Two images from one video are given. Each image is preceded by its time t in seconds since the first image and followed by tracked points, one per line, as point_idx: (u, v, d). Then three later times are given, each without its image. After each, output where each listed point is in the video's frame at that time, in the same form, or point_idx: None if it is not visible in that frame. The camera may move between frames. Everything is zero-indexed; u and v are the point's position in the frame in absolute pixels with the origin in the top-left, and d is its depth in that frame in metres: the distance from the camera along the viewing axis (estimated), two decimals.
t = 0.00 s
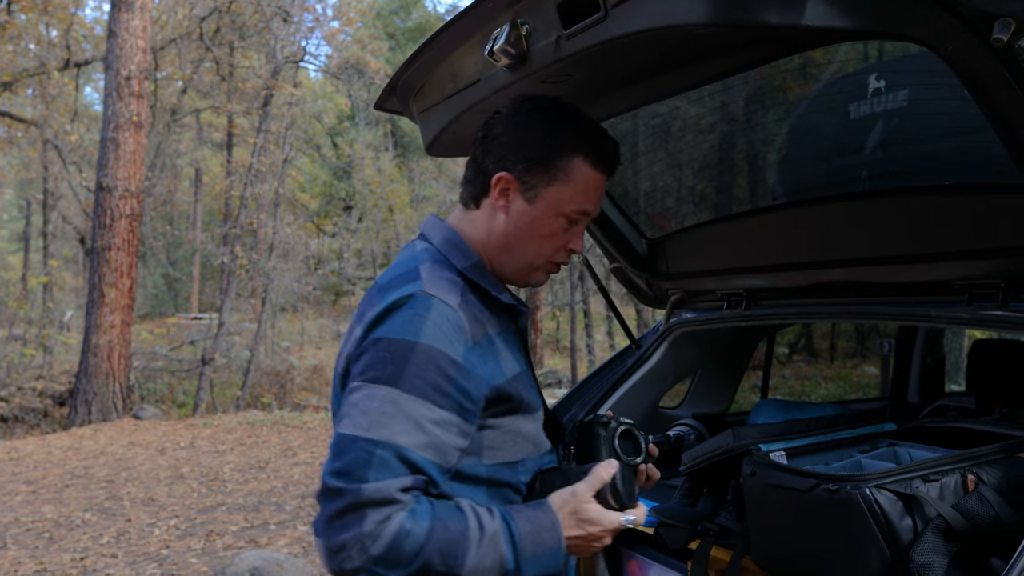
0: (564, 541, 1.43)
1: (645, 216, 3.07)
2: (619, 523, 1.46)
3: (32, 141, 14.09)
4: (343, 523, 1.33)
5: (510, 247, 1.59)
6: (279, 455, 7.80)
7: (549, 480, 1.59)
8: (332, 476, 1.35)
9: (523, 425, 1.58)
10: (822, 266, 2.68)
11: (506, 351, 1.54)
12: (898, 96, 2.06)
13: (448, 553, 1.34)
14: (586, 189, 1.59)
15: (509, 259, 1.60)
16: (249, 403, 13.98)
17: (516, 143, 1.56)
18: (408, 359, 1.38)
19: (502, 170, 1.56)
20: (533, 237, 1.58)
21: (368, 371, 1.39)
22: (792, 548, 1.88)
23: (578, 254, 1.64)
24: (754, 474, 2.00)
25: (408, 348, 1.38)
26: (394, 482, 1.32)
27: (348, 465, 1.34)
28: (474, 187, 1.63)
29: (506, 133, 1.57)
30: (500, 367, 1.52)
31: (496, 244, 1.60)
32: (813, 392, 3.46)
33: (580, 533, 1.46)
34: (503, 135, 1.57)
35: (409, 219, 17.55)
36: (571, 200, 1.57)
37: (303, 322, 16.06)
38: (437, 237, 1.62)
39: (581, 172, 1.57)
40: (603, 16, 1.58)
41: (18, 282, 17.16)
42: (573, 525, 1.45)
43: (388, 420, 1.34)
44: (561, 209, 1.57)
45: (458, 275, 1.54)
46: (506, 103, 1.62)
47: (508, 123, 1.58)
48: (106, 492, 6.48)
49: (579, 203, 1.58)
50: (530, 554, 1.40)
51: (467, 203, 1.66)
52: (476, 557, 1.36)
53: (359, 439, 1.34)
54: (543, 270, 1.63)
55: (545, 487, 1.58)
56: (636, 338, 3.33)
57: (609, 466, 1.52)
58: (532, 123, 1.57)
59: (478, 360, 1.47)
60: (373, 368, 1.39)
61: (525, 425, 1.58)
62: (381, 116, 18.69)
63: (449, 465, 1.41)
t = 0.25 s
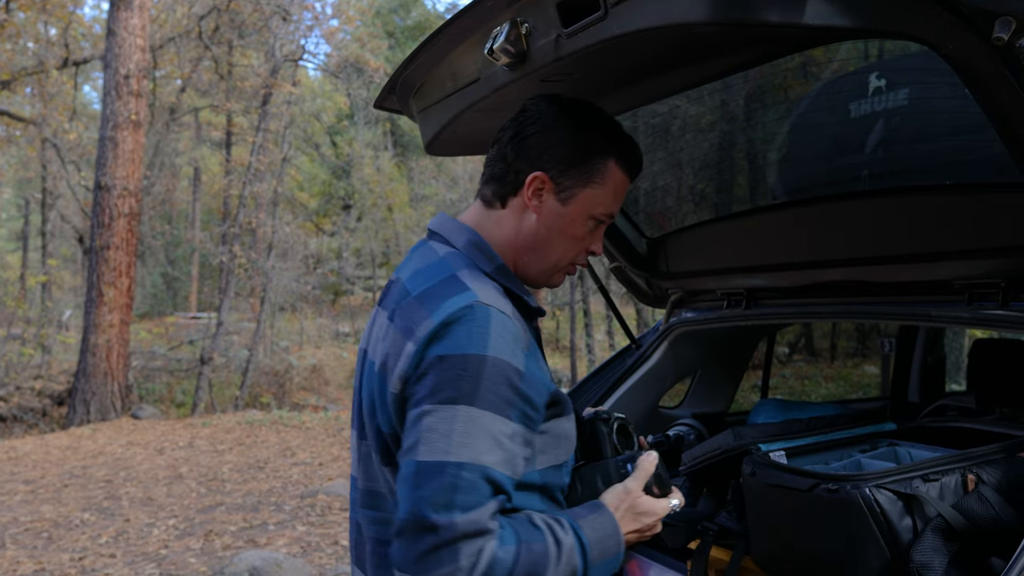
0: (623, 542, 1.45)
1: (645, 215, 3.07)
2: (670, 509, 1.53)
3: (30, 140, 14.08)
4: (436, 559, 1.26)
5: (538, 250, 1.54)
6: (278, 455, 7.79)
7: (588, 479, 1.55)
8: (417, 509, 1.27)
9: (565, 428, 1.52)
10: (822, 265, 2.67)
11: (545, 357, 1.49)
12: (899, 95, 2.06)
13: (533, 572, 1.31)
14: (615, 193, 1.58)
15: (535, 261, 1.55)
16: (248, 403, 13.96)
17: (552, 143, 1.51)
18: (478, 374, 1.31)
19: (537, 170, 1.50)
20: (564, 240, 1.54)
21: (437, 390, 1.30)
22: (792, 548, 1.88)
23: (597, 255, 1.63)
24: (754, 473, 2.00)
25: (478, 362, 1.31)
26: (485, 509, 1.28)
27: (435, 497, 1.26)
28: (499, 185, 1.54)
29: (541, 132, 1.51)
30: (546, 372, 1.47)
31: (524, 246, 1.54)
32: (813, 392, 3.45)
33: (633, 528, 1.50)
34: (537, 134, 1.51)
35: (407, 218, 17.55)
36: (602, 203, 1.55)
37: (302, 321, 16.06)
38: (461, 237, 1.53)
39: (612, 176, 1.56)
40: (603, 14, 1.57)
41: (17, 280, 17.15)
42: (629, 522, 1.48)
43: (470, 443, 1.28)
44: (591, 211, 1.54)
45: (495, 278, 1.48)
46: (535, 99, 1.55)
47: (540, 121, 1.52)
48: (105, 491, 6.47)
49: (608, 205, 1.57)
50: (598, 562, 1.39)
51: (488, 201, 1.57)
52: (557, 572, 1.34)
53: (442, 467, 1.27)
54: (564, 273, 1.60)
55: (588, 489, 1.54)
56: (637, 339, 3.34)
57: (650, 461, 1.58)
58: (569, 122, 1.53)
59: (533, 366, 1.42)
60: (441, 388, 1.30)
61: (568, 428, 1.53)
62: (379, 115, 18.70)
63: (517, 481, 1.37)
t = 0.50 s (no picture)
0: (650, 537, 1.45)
1: (644, 214, 3.07)
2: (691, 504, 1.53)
3: (31, 140, 14.10)
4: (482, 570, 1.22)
5: (552, 247, 1.50)
6: (277, 455, 7.79)
7: (608, 478, 1.52)
8: (461, 519, 1.23)
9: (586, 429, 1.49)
10: (820, 265, 2.67)
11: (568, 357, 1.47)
12: (898, 94, 2.06)
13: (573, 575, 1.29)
14: (625, 185, 1.55)
15: (548, 259, 1.51)
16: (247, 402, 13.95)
17: (566, 137, 1.46)
18: (515, 378, 1.28)
19: (552, 167, 1.45)
20: (578, 235, 1.51)
21: (475, 396, 1.27)
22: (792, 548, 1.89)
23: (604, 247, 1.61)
24: (753, 473, 2.00)
25: (514, 365, 1.29)
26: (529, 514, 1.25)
27: (481, 506, 1.23)
28: (509, 183, 1.49)
29: (555, 127, 1.46)
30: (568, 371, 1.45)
31: (538, 245, 1.49)
32: (813, 391, 3.41)
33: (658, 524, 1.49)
34: (549, 129, 1.45)
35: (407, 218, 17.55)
36: (615, 196, 1.52)
37: (302, 321, 16.07)
38: (475, 238, 1.48)
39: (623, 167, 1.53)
40: (600, 13, 1.57)
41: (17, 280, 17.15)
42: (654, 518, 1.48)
43: (512, 450, 1.26)
44: (604, 205, 1.52)
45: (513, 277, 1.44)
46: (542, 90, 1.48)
47: (552, 115, 1.46)
48: (104, 491, 6.47)
49: (620, 198, 1.54)
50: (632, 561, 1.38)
51: (495, 199, 1.51)
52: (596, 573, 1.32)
53: (486, 475, 1.24)
54: (574, 268, 1.57)
55: (610, 490, 1.51)
56: (634, 337, 3.34)
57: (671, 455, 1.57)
58: (582, 114, 1.48)
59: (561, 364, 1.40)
60: (478, 394, 1.27)
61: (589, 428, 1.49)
62: (379, 115, 18.70)
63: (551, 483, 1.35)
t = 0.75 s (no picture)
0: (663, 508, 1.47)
1: (641, 214, 3.07)
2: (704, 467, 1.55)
3: (30, 140, 14.10)
4: None
5: (554, 250, 1.50)
6: (276, 454, 7.79)
7: (616, 464, 1.55)
8: (476, 538, 1.23)
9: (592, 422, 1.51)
10: (817, 265, 2.67)
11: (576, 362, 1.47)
12: (894, 94, 2.06)
13: (590, 572, 1.31)
14: (629, 186, 1.53)
15: (549, 262, 1.51)
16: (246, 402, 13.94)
17: (569, 140, 1.44)
18: (527, 394, 1.28)
19: (555, 171, 1.43)
20: (579, 239, 1.50)
21: (486, 413, 1.26)
22: (786, 547, 1.90)
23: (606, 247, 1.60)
24: (747, 472, 2.01)
25: (524, 380, 1.28)
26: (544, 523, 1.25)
27: (496, 524, 1.23)
28: (510, 185, 1.47)
29: (558, 129, 1.43)
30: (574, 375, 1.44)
31: (540, 248, 1.49)
32: (810, 391, 3.50)
33: (672, 492, 1.51)
34: (552, 131, 1.43)
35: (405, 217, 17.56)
36: (617, 200, 1.51)
37: (300, 321, 16.06)
38: (478, 243, 1.48)
39: (627, 171, 1.52)
40: (595, 13, 1.57)
41: (16, 279, 17.14)
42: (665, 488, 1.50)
43: (526, 465, 1.26)
44: (606, 208, 1.50)
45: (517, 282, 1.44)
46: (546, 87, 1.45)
47: (555, 116, 1.43)
48: (103, 490, 6.47)
49: (622, 201, 1.53)
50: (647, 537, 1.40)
51: (497, 201, 1.50)
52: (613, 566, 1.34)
53: (500, 494, 1.24)
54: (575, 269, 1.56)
55: (620, 475, 1.53)
56: (631, 337, 3.34)
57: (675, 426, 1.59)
58: (586, 117, 1.45)
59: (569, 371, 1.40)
60: (489, 410, 1.26)
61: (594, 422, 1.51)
62: (377, 115, 18.72)
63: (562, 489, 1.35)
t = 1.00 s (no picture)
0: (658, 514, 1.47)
1: (635, 214, 3.08)
2: (702, 475, 1.54)
3: (25, 139, 14.07)
4: None
5: (546, 251, 1.50)
6: (270, 454, 7.78)
7: (614, 466, 1.55)
8: (478, 557, 1.23)
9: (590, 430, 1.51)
10: (810, 265, 2.68)
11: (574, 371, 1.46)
12: (887, 94, 2.06)
13: None
14: (626, 188, 1.53)
15: (541, 262, 1.51)
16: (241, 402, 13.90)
17: (560, 140, 1.43)
18: (525, 409, 1.27)
19: (546, 172, 1.43)
20: (573, 241, 1.50)
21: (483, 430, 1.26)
22: (778, 546, 1.91)
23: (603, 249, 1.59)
24: (739, 472, 2.02)
25: (522, 397, 1.27)
26: (548, 539, 1.26)
27: (497, 542, 1.23)
28: (502, 184, 1.48)
29: (550, 129, 1.43)
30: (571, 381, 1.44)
31: (532, 248, 1.49)
32: (804, 391, 3.48)
33: (667, 498, 1.51)
34: (546, 129, 1.42)
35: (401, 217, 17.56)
36: (613, 202, 1.50)
37: (296, 320, 16.05)
38: (474, 248, 1.48)
39: (623, 173, 1.51)
40: (588, 14, 1.58)
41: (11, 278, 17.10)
42: (660, 495, 1.50)
43: (526, 482, 1.26)
44: (601, 210, 1.50)
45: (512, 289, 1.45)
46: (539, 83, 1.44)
47: (548, 115, 1.43)
48: (97, 490, 6.46)
49: (618, 203, 1.52)
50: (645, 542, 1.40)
51: (491, 200, 1.51)
52: None
53: (500, 512, 1.24)
54: (570, 270, 1.55)
55: (618, 477, 1.53)
56: (624, 337, 3.34)
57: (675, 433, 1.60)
58: (580, 117, 1.45)
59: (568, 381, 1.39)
60: (488, 428, 1.26)
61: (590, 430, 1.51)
62: (373, 114, 18.72)
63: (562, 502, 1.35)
